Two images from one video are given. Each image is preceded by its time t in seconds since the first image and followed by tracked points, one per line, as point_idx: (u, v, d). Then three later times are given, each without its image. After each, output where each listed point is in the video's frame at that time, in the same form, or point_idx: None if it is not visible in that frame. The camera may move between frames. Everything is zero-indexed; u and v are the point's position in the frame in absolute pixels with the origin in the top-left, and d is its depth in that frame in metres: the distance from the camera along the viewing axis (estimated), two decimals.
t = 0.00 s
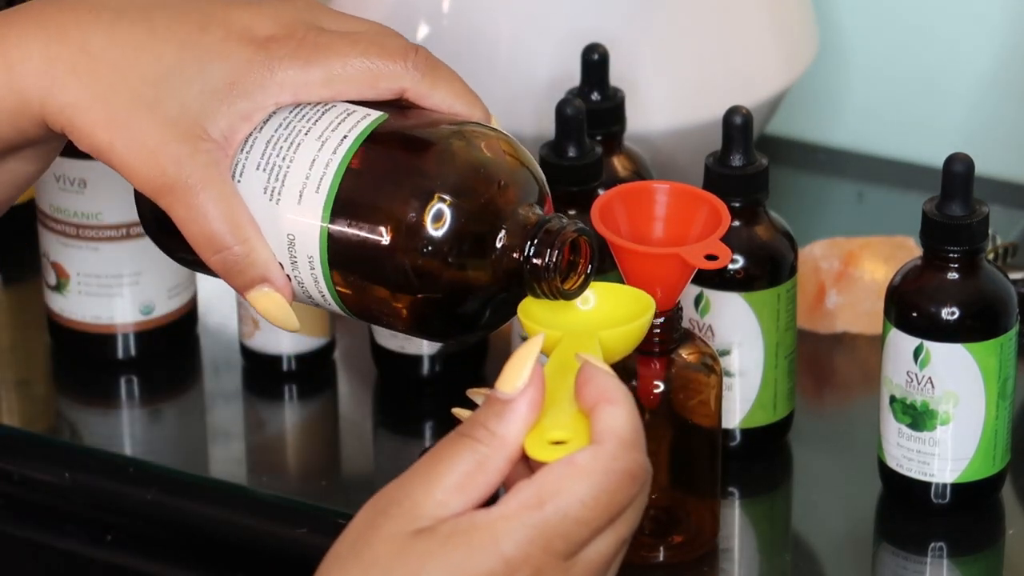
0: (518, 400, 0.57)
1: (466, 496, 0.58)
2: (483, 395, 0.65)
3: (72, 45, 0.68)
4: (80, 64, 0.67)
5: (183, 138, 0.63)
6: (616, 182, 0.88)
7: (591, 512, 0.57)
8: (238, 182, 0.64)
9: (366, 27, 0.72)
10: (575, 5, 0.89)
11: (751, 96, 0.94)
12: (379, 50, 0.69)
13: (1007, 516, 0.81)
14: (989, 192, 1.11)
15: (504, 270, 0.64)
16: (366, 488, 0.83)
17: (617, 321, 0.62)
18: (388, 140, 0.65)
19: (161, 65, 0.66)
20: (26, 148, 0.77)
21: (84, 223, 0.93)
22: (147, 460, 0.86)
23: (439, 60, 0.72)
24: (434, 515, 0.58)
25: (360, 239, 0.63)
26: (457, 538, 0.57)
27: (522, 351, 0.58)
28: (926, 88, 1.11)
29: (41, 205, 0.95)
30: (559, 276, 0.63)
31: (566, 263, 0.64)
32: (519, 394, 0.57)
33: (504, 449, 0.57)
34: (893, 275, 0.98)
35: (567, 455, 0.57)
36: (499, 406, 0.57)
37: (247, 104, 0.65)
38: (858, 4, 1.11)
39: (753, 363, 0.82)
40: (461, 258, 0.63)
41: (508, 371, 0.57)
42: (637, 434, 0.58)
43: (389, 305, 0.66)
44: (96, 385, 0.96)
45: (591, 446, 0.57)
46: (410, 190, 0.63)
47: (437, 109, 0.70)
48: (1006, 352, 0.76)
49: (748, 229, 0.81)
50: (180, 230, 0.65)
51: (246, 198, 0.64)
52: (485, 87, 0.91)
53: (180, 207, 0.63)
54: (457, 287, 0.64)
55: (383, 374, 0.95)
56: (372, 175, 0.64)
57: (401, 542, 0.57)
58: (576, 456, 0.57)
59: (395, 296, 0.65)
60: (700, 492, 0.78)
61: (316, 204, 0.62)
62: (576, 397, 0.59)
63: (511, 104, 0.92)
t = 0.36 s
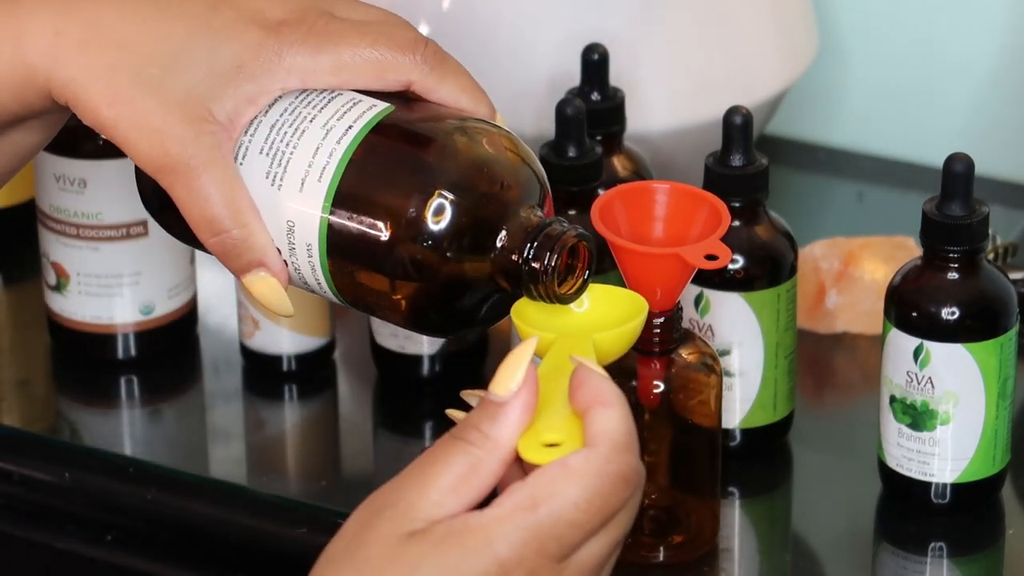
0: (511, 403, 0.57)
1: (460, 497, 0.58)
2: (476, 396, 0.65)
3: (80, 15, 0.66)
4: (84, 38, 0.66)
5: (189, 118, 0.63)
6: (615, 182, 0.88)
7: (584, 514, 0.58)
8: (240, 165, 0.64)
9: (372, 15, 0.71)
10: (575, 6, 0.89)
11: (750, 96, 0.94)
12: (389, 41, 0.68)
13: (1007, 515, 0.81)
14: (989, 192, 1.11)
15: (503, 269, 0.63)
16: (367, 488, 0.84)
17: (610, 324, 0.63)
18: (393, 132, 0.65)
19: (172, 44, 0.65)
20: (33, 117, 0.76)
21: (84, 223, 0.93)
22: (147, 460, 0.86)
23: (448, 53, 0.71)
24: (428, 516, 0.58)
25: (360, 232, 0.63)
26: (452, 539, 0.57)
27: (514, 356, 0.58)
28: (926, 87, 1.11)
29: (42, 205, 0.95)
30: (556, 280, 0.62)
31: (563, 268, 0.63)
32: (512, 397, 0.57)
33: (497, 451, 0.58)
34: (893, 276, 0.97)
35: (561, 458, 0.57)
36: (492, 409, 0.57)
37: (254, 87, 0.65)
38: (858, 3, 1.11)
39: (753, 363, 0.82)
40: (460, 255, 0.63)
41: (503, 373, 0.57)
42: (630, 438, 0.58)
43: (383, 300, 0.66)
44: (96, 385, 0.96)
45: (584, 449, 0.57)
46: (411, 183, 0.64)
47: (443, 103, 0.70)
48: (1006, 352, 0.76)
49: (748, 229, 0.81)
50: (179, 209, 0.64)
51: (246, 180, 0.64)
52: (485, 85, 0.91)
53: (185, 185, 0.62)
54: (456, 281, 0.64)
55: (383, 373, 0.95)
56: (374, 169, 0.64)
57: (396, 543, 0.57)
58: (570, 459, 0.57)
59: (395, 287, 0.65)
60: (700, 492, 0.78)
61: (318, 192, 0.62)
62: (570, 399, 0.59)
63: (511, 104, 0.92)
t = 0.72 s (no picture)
0: (515, 412, 0.57)
1: (463, 507, 0.58)
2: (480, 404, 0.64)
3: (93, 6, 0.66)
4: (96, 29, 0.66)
5: (199, 111, 0.63)
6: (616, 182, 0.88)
7: (587, 524, 0.57)
8: (249, 158, 0.64)
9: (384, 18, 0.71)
10: (574, 6, 0.89)
11: (750, 96, 0.94)
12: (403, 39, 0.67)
13: (1007, 516, 0.81)
14: (989, 192, 1.11)
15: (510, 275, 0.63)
16: (367, 488, 0.84)
17: (611, 330, 0.63)
18: (401, 134, 0.64)
19: (182, 37, 0.65)
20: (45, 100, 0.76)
21: (84, 223, 0.93)
22: (147, 460, 0.86)
23: (461, 55, 0.70)
24: (431, 525, 0.58)
25: (367, 234, 0.63)
26: (455, 547, 0.56)
27: (518, 366, 0.58)
28: (927, 87, 1.11)
29: (42, 206, 0.95)
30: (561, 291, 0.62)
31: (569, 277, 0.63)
32: (515, 407, 0.57)
33: (501, 460, 0.57)
34: (893, 276, 0.97)
35: (563, 468, 0.57)
36: (495, 418, 0.57)
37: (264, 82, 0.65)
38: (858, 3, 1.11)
39: (753, 364, 0.82)
40: (467, 258, 0.63)
41: (506, 384, 0.57)
42: (633, 448, 0.58)
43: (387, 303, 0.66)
44: (97, 385, 0.96)
45: (587, 459, 0.57)
46: (419, 183, 0.63)
47: (454, 104, 0.68)
48: (1007, 352, 0.76)
49: (748, 229, 0.81)
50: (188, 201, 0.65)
51: (255, 174, 0.64)
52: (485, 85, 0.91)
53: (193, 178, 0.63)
54: (462, 283, 0.64)
55: (383, 373, 0.95)
56: (380, 174, 0.63)
57: (399, 552, 0.57)
58: (573, 469, 0.57)
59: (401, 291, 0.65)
60: (700, 492, 0.78)
61: (326, 192, 0.62)
62: (573, 407, 0.59)
63: (511, 104, 0.92)
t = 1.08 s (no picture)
0: (520, 416, 0.57)
1: (468, 511, 0.57)
2: (483, 405, 0.63)
3: None
4: (102, 19, 0.65)
5: (205, 103, 0.62)
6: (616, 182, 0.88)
7: (590, 529, 0.57)
8: (255, 150, 0.63)
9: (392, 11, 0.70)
10: (575, 6, 0.89)
11: (751, 96, 0.94)
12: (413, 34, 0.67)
13: (1007, 516, 0.81)
14: (989, 192, 1.11)
15: (515, 274, 0.63)
16: (367, 488, 0.84)
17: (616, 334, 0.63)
18: (408, 127, 0.63)
19: (192, 25, 0.64)
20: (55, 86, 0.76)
21: (84, 224, 0.93)
22: (146, 461, 0.86)
23: (470, 49, 0.69)
24: (436, 529, 0.57)
25: (372, 229, 0.62)
26: (459, 551, 0.56)
27: (524, 369, 0.57)
28: (928, 87, 1.11)
29: (42, 206, 0.95)
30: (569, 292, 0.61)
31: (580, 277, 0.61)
32: (520, 411, 0.56)
33: (506, 464, 0.57)
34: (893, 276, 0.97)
35: (568, 473, 0.57)
36: (500, 422, 0.57)
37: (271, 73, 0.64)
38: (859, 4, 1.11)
39: (753, 364, 0.82)
40: (472, 255, 0.62)
41: (511, 387, 0.57)
42: (638, 452, 0.58)
43: (390, 298, 0.65)
44: (97, 385, 0.96)
45: (592, 463, 0.57)
46: (426, 179, 0.62)
47: (461, 99, 0.68)
48: (1006, 352, 0.76)
49: (748, 229, 0.81)
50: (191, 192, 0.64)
51: (261, 166, 0.63)
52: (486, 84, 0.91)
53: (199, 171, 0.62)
54: (466, 279, 0.63)
55: (383, 373, 0.95)
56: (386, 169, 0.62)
57: (404, 557, 0.56)
58: (578, 473, 0.57)
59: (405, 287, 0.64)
60: (700, 492, 0.78)
61: (333, 185, 0.61)
62: (577, 410, 0.59)
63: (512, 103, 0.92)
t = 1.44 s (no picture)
0: (534, 424, 0.57)
1: (482, 518, 0.58)
2: (489, 407, 0.64)
3: None
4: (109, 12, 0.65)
5: (212, 96, 0.62)
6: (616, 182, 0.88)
7: (606, 540, 0.58)
8: (261, 143, 0.63)
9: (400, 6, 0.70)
10: (576, 6, 0.89)
11: (751, 96, 0.94)
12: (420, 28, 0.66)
13: (1007, 516, 0.81)
14: (989, 192, 1.11)
15: (520, 269, 0.63)
16: (367, 488, 0.84)
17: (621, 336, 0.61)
18: (415, 122, 0.63)
19: (199, 17, 0.63)
20: (62, 78, 0.76)
21: (84, 223, 0.93)
22: (146, 461, 0.86)
23: (476, 42, 0.69)
24: (450, 537, 0.57)
25: (378, 224, 0.62)
26: (476, 560, 0.56)
27: (538, 378, 0.58)
28: (929, 87, 1.11)
29: (42, 206, 0.95)
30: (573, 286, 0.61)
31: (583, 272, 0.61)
32: (534, 419, 0.57)
33: (520, 472, 0.57)
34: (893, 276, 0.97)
35: (584, 485, 0.58)
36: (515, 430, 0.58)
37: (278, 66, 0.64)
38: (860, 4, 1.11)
39: (753, 364, 0.82)
40: (478, 250, 0.62)
41: (527, 395, 0.58)
42: (651, 464, 0.59)
43: (394, 292, 0.65)
44: (97, 385, 0.96)
45: (608, 475, 0.58)
46: (432, 173, 0.62)
47: (467, 93, 0.68)
48: (1006, 352, 0.76)
49: (748, 229, 0.81)
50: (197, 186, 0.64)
51: (267, 159, 0.63)
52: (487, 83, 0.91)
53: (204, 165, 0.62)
54: (473, 273, 0.63)
55: (383, 373, 0.95)
56: (391, 165, 0.62)
57: (420, 566, 0.56)
58: (594, 484, 0.58)
59: (411, 281, 0.64)
60: (700, 492, 0.78)
61: (338, 179, 0.61)
62: (590, 420, 0.60)
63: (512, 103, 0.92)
